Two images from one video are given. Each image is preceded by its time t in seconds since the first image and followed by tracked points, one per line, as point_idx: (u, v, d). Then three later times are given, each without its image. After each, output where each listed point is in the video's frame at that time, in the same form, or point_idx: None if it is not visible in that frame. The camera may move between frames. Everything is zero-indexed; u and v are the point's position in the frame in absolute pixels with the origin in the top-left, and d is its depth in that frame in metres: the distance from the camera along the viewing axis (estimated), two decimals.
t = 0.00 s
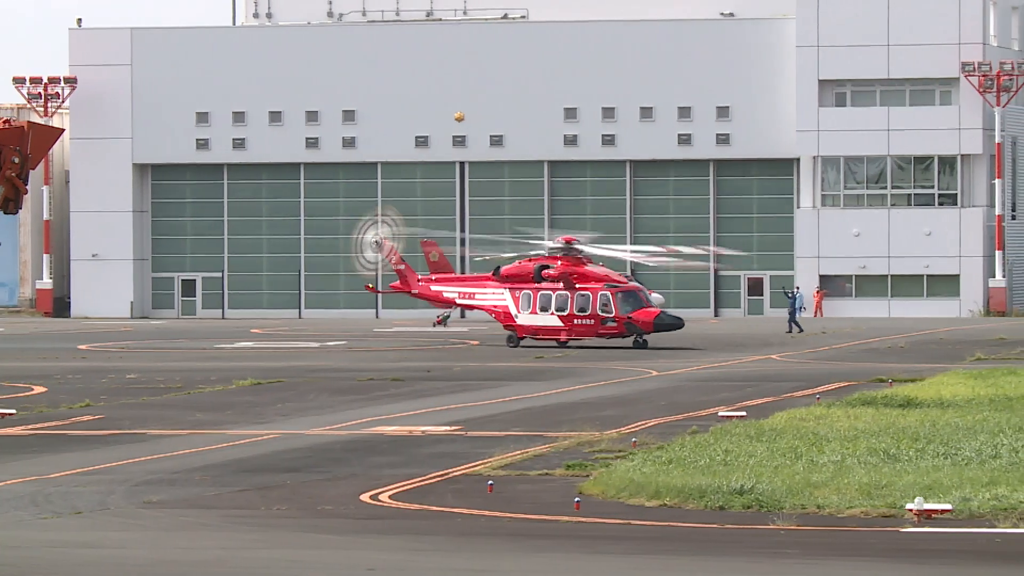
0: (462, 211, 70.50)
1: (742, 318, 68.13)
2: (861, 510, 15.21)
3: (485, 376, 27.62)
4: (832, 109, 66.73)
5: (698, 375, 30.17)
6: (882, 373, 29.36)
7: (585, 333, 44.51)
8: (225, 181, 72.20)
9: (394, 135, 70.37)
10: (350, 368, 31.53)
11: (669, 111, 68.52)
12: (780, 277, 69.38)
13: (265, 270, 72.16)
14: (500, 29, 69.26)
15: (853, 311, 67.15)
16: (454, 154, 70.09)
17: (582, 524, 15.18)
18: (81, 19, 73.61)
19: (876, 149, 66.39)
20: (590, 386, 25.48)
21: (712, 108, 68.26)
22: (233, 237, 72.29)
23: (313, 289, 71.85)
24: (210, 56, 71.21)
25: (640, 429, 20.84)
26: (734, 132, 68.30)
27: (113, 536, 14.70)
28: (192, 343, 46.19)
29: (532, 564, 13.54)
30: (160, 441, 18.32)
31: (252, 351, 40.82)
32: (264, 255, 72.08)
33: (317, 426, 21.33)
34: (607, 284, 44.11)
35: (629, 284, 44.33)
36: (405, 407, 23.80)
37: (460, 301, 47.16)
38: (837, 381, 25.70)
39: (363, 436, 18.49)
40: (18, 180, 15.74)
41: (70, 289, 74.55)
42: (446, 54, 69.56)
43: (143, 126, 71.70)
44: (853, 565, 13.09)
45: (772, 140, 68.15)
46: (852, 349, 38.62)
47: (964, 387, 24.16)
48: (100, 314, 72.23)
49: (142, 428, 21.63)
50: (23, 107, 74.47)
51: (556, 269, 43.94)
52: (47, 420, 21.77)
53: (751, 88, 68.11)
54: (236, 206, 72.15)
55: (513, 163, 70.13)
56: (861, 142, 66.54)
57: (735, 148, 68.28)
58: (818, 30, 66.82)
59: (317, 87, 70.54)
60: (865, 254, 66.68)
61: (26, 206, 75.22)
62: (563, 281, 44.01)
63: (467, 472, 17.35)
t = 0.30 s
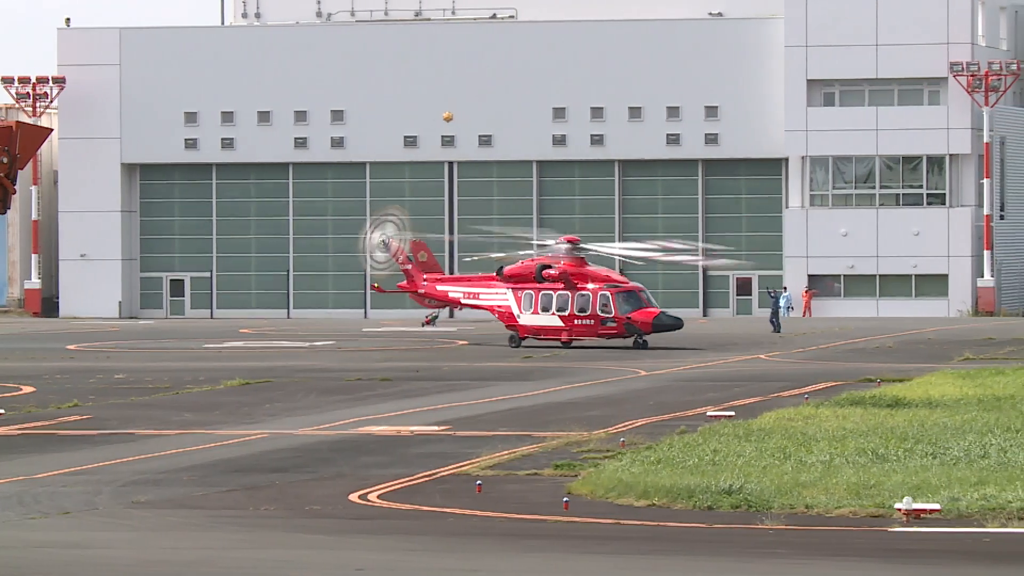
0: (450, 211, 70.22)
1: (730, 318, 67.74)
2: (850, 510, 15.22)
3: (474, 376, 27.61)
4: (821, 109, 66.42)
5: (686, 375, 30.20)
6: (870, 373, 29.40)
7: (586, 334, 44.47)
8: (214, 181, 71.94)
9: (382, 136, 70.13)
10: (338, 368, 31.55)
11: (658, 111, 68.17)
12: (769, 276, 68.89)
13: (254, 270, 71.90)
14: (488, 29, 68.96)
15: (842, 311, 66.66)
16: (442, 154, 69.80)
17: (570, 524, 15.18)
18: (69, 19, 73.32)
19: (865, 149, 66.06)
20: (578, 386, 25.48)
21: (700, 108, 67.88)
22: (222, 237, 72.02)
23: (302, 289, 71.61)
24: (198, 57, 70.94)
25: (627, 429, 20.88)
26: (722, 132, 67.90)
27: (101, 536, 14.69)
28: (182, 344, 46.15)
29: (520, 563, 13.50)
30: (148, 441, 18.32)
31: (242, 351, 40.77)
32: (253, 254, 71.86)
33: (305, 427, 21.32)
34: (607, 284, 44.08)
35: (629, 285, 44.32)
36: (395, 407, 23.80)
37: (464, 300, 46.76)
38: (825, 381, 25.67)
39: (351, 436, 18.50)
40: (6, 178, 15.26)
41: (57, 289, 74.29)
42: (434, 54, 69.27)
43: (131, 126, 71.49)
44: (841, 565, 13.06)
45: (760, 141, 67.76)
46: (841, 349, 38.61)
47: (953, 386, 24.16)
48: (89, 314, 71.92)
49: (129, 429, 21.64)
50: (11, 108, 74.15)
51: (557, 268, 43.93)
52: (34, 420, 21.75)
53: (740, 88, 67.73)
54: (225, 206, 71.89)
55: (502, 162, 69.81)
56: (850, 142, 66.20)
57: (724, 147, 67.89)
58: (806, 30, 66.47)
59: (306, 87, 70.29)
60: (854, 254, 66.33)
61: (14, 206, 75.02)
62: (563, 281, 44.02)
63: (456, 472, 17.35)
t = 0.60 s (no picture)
0: (439, 211, 70.20)
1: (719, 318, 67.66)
2: (839, 510, 15.23)
3: (463, 376, 27.61)
4: (810, 109, 66.42)
5: (675, 375, 30.24)
6: (858, 373, 29.45)
7: (586, 334, 44.44)
8: (202, 181, 71.88)
9: (371, 135, 70.04)
10: (327, 368, 31.58)
11: (647, 110, 68.12)
12: (758, 277, 68.91)
13: (243, 269, 71.81)
14: (477, 29, 68.89)
15: (830, 312, 66.73)
16: (431, 154, 69.78)
17: (559, 524, 15.17)
18: (58, 19, 73.16)
19: (854, 149, 66.03)
20: (566, 386, 25.48)
21: (689, 108, 67.83)
22: (211, 237, 71.95)
23: (290, 290, 71.54)
24: (186, 57, 70.82)
25: (617, 429, 20.97)
26: (712, 132, 67.86)
27: (90, 536, 14.65)
28: (173, 344, 46.09)
29: (509, 563, 13.48)
30: (136, 442, 18.30)
31: (232, 351, 40.73)
32: (242, 255, 71.81)
33: (295, 428, 21.31)
34: (607, 284, 44.03)
35: (629, 285, 44.27)
36: (385, 407, 23.79)
37: (470, 301, 46.95)
38: (813, 381, 25.64)
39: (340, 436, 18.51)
40: None
41: (45, 290, 74.19)
42: (422, 53, 69.21)
43: (119, 125, 71.39)
44: (830, 564, 13.04)
45: (749, 140, 67.72)
46: (830, 349, 38.60)
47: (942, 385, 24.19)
48: (77, 315, 71.98)
49: (117, 429, 21.62)
50: None
51: (559, 269, 43.73)
52: (22, 420, 21.71)
53: (729, 89, 67.67)
54: (214, 206, 71.82)
55: (491, 162, 69.79)
56: (838, 142, 66.16)
57: (712, 147, 67.81)
58: (795, 30, 66.41)
59: (294, 87, 70.20)
60: (843, 254, 66.31)
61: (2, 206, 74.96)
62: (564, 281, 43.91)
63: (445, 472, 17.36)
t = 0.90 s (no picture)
0: (429, 211, 70.16)
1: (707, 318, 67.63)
2: (827, 509, 15.24)
3: (453, 377, 27.60)
4: (798, 109, 66.35)
5: (664, 375, 30.29)
6: (847, 373, 29.51)
7: (585, 334, 44.38)
8: (191, 181, 71.80)
9: (360, 135, 69.97)
10: (316, 368, 31.61)
11: (636, 110, 68.09)
12: (748, 277, 68.86)
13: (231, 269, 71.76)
14: (465, 29, 68.84)
15: (818, 311, 66.70)
16: (420, 154, 69.73)
17: (548, 524, 15.17)
18: (46, 19, 73.03)
19: (843, 149, 66.00)
20: (555, 386, 25.45)
21: (678, 108, 67.77)
22: (200, 237, 71.89)
23: (279, 289, 71.47)
24: (174, 56, 70.74)
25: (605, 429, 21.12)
26: (700, 132, 67.84)
27: (79, 536, 14.64)
28: (164, 343, 46.03)
29: (497, 562, 13.45)
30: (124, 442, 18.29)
31: (222, 351, 40.68)
32: (230, 255, 71.70)
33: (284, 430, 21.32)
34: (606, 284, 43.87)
35: (628, 286, 44.09)
36: (375, 407, 23.79)
37: (473, 301, 46.80)
38: (801, 381, 25.39)
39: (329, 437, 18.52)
40: None
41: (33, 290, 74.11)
42: (409, 53, 69.16)
43: (107, 125, 71.32)
44: (819, 564, 13.01)
45: (738, 139, 67.66)
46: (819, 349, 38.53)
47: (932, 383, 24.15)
48: (65, 314, 72.05)
49: (106, 429, 21.61)
50: None
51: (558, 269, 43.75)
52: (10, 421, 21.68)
53: (718, 88, 67.60)
54: (202, 206, 71.76)
55: (480, 162, 69.76)
56: (827, 142, 66.13)
57: (702, 147, 67.74)
58: (784, 30, 66.33)
59: (283, 87, 70.14)
60: (831, 254, 66.28)
61: None
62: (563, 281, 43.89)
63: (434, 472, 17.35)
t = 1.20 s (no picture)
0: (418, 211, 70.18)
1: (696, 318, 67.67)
2: (817, 509, 15.25)
3: (442, 377, 27.60)
4: (787, 109, 66.35)
5: (653, 374, 30.38)
6: (836, 373, 29.61)
7: (584, 334, 44.35)
8: (180, 181, 71.73)
9: (349, 135, 69.91)
10: (305, 368, 31.67)
11: (625, 111, 68.04)
12: (737, 277, 69.03)
13: (220, 269, 71.76)
14: (454, 28, 68.81)
15: (807, 311, 66.75)
16: (409, 154, 69.69)
17: (538, 524, 15.16)
18: (35, 19, 72.94)
19: (831, 149, 66.01)
20: (544, 386, 25.44)
21: (667, 108, 67.74)
22: (188, 237, 71.87)
23: (268, 289, 71.49)
24: (163, 56, 70.71)
25: (592, 430, 21.39)
26: (689, 132, 67.75)
27: (68, 536, 14.61)
28: (153, 344, 45.94)
29: (487, 562, 13.42)
30: (112, 442, 18.29)
31: (211, 351, 40.65)
32: (219, 254, 71.73)
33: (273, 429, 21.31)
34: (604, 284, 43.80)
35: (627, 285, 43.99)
36: (364, 408, 23.79)
37: (477, 301, 46.75)
38: (790, 381, 25.20)
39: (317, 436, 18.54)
40: None
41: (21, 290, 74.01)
42: (398, 53, 69.13)
43: (96, 125, 71.28)
44: (810, 564, 12.97)
45: (728, 138, 67.56)
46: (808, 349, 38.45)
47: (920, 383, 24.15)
48: (53, 314, 71.95)
49: (95, 429, 21.62)
50: None
51: (557, 269, 43.70)
52: None
53: (707, 89, 67.52)
54: (191, 206, 71.71)
55: (469, 162, 69.78)
56: (815, 142, 66.13)
57: (690, 148, 67.71)
58: (774, 31, 66.30)
59: (273, 87, 70.10)
60: (821, 254, 66.31)
61: None
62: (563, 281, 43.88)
63: (423, 471, 17.34)
